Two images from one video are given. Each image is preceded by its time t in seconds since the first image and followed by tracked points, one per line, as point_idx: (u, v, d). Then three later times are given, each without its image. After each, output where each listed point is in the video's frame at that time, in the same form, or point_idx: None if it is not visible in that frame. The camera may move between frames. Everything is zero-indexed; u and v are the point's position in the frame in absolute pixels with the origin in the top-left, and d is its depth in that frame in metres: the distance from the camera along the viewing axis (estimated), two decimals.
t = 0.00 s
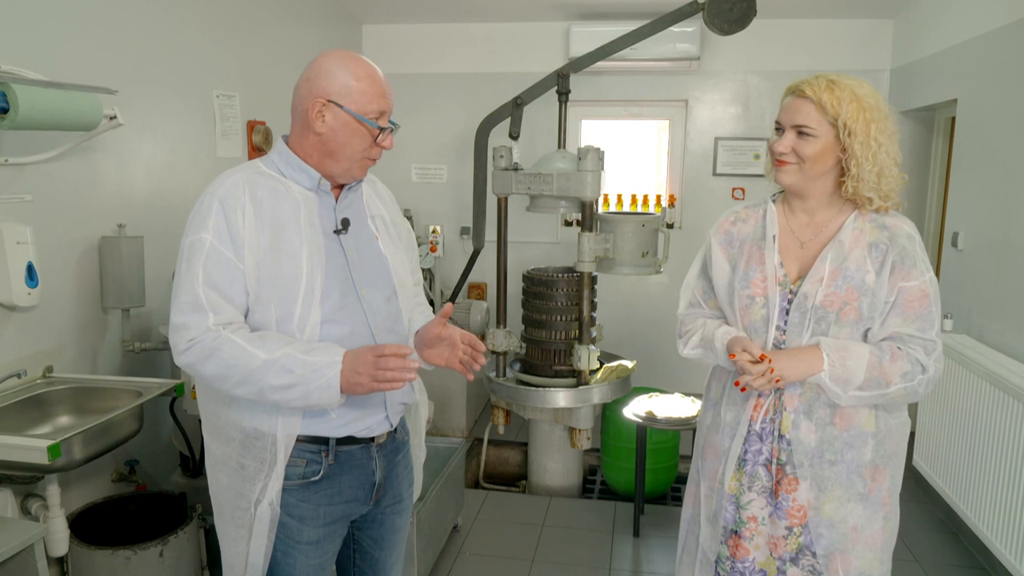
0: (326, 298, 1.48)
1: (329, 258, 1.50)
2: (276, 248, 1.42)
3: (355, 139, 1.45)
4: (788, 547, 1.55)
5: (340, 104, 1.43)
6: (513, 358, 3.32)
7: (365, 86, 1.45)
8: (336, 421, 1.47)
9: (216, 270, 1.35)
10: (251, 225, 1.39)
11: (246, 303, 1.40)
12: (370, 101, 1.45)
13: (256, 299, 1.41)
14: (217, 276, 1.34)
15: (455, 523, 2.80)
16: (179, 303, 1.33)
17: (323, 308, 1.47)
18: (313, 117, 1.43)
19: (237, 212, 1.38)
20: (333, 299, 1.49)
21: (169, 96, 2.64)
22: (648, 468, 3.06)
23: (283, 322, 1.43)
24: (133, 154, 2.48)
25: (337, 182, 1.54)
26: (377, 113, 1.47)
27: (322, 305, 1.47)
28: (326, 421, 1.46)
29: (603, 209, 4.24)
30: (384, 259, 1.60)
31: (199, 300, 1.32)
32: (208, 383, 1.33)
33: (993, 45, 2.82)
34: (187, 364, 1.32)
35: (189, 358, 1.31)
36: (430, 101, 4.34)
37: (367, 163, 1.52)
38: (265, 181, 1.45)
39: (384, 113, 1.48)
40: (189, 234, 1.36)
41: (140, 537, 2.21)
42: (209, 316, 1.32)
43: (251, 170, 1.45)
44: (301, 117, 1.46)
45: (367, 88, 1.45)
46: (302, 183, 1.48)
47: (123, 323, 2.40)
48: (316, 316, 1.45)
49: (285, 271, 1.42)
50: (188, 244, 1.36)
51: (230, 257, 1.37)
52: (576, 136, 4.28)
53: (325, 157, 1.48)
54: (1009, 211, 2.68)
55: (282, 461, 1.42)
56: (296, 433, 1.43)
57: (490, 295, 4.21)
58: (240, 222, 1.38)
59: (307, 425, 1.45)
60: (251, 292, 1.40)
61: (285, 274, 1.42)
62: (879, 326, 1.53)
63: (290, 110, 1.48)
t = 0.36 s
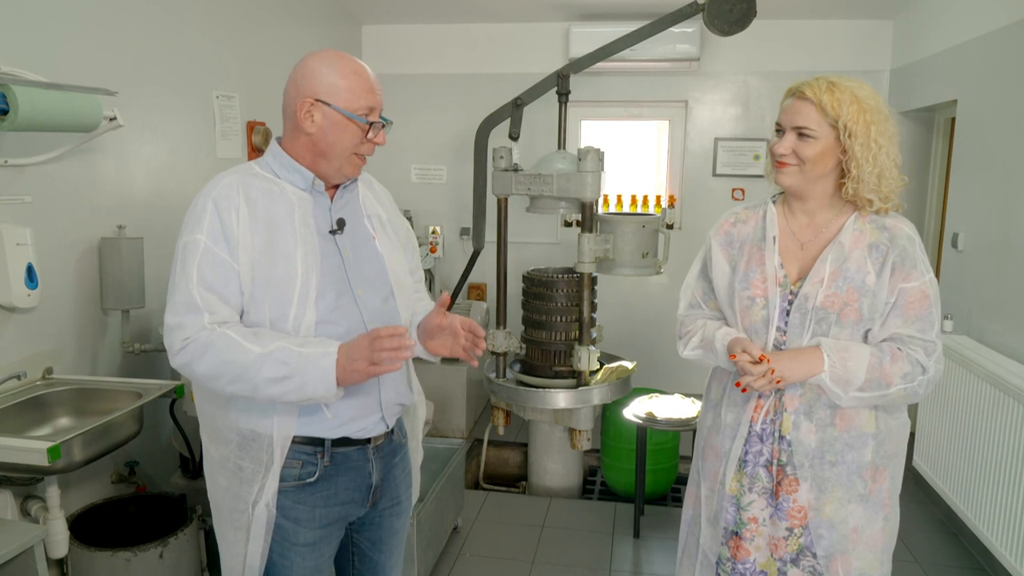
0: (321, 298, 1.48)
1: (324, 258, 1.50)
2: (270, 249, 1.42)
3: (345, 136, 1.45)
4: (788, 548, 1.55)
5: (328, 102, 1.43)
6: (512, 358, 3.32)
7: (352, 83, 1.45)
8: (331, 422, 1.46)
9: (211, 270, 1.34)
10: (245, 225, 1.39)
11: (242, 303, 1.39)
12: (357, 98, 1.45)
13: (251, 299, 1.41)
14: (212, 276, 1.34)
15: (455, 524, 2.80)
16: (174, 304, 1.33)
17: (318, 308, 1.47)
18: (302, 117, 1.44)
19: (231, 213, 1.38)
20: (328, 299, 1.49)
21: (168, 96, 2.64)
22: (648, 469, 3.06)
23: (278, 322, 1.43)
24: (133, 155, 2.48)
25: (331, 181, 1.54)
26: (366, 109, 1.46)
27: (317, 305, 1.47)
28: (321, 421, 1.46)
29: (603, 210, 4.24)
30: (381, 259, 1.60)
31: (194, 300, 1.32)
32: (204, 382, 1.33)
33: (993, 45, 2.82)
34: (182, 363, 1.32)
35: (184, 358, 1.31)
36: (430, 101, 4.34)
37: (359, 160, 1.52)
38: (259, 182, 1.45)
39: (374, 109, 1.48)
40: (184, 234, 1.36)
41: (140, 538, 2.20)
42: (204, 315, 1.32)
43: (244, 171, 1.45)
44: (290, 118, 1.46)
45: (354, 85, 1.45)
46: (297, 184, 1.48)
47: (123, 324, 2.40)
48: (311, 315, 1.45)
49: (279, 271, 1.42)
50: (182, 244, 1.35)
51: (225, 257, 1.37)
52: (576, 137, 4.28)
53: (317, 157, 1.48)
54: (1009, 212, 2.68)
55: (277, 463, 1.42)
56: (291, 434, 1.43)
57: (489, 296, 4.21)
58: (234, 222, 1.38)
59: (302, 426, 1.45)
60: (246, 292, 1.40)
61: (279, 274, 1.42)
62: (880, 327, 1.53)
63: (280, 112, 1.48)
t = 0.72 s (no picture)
0: (322, 299, 1.47)
1: (325, 259, 1.49)
2: (271, 249, 1.42)
3: (349, 148, 1.45)
4: (789, 549, 1.55)
5: (336, 112, 1.43)
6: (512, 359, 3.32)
7: (361, 94, 1.44)
8: (331, 424, 1.46)
9: (212, 269, 1.34)
10: (246, 224, 1.39)
11: (242, 303, 1.39)
12: (366, 111, 1.44)
13: (251, 299, 1.40)
14: (212, 275, 1.34)
15: (455, 525, 2.80)
16: (174, 303, 1.33)
17: (318, 309, 1.47)
18: (309, 124, 1.43)
19: (232, 213, 1.38)
20: (329, 300, 1.48)
21: (169, 96, 2.64)
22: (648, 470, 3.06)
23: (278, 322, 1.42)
24: (133, 155, 2.48)
25: (333, 186, 1.54)
26: (373, 123, 1.46)
27: (318, 305, 1.46)
28: (320, 423, 1.45)
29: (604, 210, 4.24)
30: (381, 261, 1.60)
31: (195, 300, 1.32)
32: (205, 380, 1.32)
33: (994, 45, 2.82)
34: (183, 362, 1.31)
35: (183, 358, 1.30)
36: (430, 101, 4.34)
37: (362, 170, 1.52)
38: (260, 182, 1.44)
39: (381, 124, 1.48)
40: (185, 234, 1.36)
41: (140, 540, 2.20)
42: (205, 314, 1.31)
43: (246, 171, 1.45)
44: (297, 122, 1.46)
45: (365, 98, 1.44)
46: (298, 185, 1.48)
47: (123, 325, 2.40)
48: (312, 316, 1.45)
49: (280, 272, 1.42)
50: (183, 244, 1.35)
51: (226, 257, 1.36)
52: (576, 137, 4.28)
53: (321, 163, 1.48)
54: (1010, 212, 2.68)
55: (276, 464, 1.42)
56: (290, 435, 1.42)
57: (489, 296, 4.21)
58: (235, 222, 1.38)
59: (301, 427, 1.45)
60: (247, 293, 1.39)
61: (280, 275, 1.42)
62: (880, 328, 1.53)
63: (288, 114, 1.48)
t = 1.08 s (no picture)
0: (321, 302, 1.47)
1: (324, 261, 1.49)
2: (270, 252, 1.41)
3: (347, 142, 1.44)
4: (789, 552, 1.54)
5: (331, 107, 1.42)
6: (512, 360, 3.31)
7: (354, 87, 1.43)
8: (330, 427, 1.45)
9: (211, 273, 1.34)
10: (245, 228, 1.38)
11: (241, 307, 1.38)
12: (360, 104, 1.44)
13: (250, 303, 1.40)
14: (211, 279, 1.33)
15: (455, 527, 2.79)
16: (173, 307, 1.32)
17: (318, 312, 1.46)
18: (304, 121, 1.42)
19: (231, 217, 1.37)
20: (328, 303, 1.48)
21: (168, 97, 2.63)
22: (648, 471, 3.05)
23: (277, 326, 1.42)
24: (132, 156, 2.47)
25: (332, 185, 1.53)
26: (369, 115, 1.45)
27: (317, 308, 1.46)
28: (320, 426, 1.45)
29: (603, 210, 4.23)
30: (381, 264, 1.59)
31: (193, 304, 1.31)
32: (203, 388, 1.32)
33: (994, 45, 2.81)
34: (182, 368, 1.31)
35: (182, 363, 1.30)
36: (430, 101, 4.33)
37: (361, 164, 1.51)
38: (259, 185, 1.44)
39: (377, 115, 1.47)
40: (184, 237, 1.35)
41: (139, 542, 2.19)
42: (204, 319, 1.31)
43: (245, 174, 1.45)
44: (292, 121, 1.45)
45: (358, 90, 1.44)
46: (298, 187, 1.47)
47: (122, 326, 2.39)
48: (311, 319, 1.44)
49: (279, 275, 1.41)
50: (182, 248, 1.35)
51: (224, 261, 1.36)
52: (576, 137, 4.28)
53: (319, 161, 1.47)
54: (1010, 213, 2.67)
55: (276, 468, 1.41)
56: (290, 439, 1.42)
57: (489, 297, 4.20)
58: (235, 226, 1.37)
59: (301, 431, 1.44)
60: (246, 296, 1.39)
61: (279, 278, 1.41)
62: (880, 330, 1.52)
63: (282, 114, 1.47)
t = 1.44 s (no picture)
0: (321, 303, 1.46)
1: (324, 263, 1.48)
2: (270, 254, 1.41)
3: (345, 142, 1.44)
4: (790, 555, 1.54)
5: (329, 108, 1.42)
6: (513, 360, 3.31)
7: (352, 87, 1.43)
8: (331, 429, 1.45)
9: (210, 275, 1.33)
10: (245, 229, 1.38)
11: (241, 308, 1.38)
12: (358, 103, 1.43)
13: (250, 305, 1.39)
14: (210, 281, 1.33)
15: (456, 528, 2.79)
16: (173, 309, 1.32)
17: (318, 313, 1.46)
18: (303, 122, 1.42)
19: (231, 219, 1.37)
20: (329, 305, 1.47)
21: (168, 97, 2.63)
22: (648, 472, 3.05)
23: (278, 327, 1.41)
24: (132, 157, 2.47)
25: (333, 187, 1.53)
26: (367, 115, 1.45)
27: (318, 310, 1.45)
28: (321, 427, 1.44)
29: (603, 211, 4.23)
30: (382, 265, 1.58)
31: (193, 306, 1.31)
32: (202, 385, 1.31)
33: (995, 46, 2.80)
34: (181, 367, 1.30)
35: (181, 363, 1.29)
36: (430, 101, 4.33)
37: (361, 164, 1.50)
38: (259, 187, 1.44)
39: (375, 115, 1.46)
40: (184, 239, 1.35)
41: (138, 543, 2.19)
42: (203, 319, 1.31)
43: (245, 176, 1.45)
44: (291, 123, 1.45)
45: (356, 90, 1.43)
46: (298, 189, 1.47)
47: (122, 327, 2.39)
48: (311, 320, 1.43)
49: (279, 276, 1.41)
50: (183, 250, 1.34)
51: (224, 263, 1.36)
52: (576, 138, 4.27)
53: (318, 162, 1.47)
54: (1011, 214, 2.67)
55: (278, 469, 1.41)
56: (291, 441, 1.41)
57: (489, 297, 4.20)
58: (235, 228, 1.37)
59: (302, 432, 1.44)
60: (246, 298, 1.38)
61: (278, 279, 1.41)
62: (881, 333, 1.52)
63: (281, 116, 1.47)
